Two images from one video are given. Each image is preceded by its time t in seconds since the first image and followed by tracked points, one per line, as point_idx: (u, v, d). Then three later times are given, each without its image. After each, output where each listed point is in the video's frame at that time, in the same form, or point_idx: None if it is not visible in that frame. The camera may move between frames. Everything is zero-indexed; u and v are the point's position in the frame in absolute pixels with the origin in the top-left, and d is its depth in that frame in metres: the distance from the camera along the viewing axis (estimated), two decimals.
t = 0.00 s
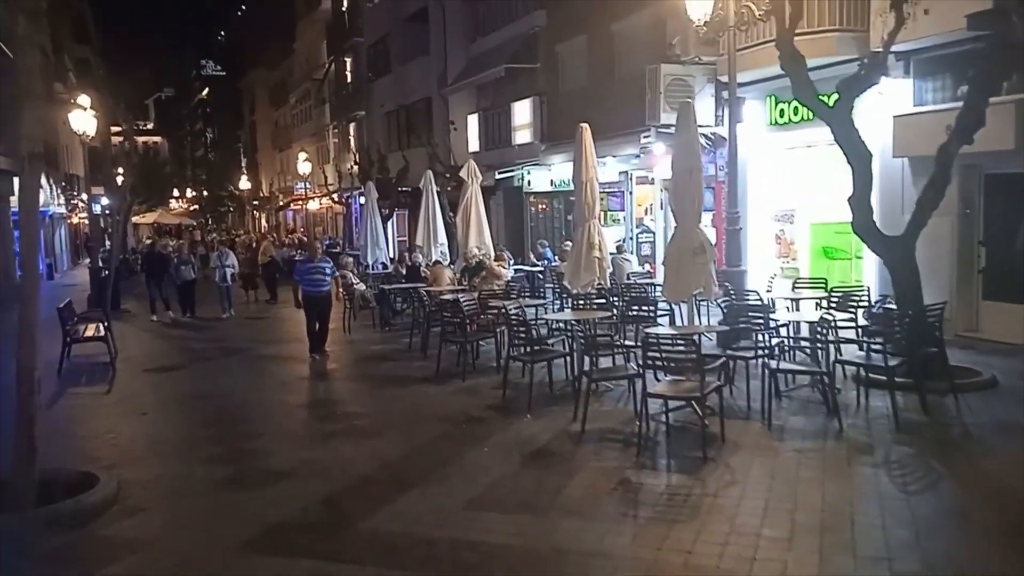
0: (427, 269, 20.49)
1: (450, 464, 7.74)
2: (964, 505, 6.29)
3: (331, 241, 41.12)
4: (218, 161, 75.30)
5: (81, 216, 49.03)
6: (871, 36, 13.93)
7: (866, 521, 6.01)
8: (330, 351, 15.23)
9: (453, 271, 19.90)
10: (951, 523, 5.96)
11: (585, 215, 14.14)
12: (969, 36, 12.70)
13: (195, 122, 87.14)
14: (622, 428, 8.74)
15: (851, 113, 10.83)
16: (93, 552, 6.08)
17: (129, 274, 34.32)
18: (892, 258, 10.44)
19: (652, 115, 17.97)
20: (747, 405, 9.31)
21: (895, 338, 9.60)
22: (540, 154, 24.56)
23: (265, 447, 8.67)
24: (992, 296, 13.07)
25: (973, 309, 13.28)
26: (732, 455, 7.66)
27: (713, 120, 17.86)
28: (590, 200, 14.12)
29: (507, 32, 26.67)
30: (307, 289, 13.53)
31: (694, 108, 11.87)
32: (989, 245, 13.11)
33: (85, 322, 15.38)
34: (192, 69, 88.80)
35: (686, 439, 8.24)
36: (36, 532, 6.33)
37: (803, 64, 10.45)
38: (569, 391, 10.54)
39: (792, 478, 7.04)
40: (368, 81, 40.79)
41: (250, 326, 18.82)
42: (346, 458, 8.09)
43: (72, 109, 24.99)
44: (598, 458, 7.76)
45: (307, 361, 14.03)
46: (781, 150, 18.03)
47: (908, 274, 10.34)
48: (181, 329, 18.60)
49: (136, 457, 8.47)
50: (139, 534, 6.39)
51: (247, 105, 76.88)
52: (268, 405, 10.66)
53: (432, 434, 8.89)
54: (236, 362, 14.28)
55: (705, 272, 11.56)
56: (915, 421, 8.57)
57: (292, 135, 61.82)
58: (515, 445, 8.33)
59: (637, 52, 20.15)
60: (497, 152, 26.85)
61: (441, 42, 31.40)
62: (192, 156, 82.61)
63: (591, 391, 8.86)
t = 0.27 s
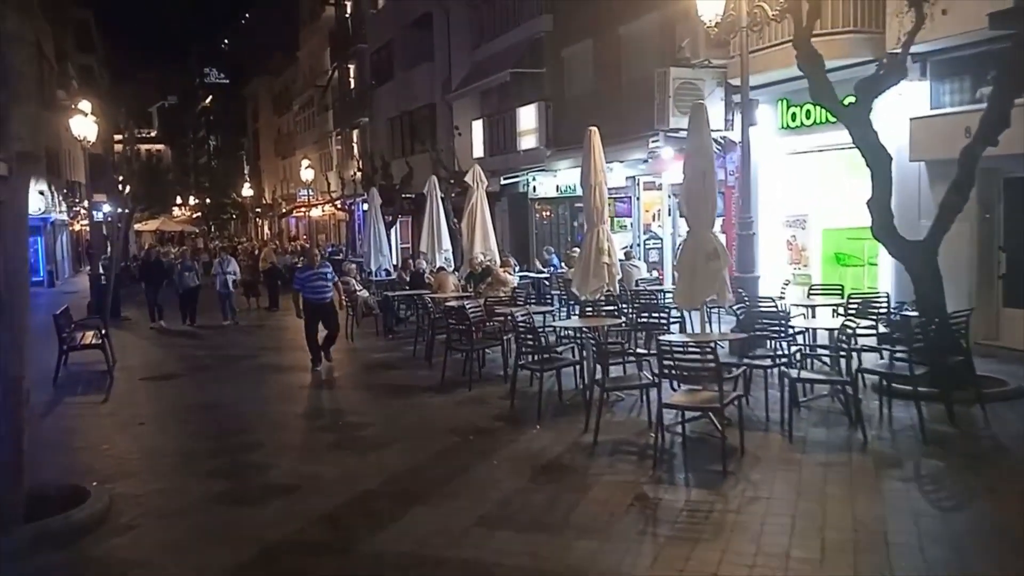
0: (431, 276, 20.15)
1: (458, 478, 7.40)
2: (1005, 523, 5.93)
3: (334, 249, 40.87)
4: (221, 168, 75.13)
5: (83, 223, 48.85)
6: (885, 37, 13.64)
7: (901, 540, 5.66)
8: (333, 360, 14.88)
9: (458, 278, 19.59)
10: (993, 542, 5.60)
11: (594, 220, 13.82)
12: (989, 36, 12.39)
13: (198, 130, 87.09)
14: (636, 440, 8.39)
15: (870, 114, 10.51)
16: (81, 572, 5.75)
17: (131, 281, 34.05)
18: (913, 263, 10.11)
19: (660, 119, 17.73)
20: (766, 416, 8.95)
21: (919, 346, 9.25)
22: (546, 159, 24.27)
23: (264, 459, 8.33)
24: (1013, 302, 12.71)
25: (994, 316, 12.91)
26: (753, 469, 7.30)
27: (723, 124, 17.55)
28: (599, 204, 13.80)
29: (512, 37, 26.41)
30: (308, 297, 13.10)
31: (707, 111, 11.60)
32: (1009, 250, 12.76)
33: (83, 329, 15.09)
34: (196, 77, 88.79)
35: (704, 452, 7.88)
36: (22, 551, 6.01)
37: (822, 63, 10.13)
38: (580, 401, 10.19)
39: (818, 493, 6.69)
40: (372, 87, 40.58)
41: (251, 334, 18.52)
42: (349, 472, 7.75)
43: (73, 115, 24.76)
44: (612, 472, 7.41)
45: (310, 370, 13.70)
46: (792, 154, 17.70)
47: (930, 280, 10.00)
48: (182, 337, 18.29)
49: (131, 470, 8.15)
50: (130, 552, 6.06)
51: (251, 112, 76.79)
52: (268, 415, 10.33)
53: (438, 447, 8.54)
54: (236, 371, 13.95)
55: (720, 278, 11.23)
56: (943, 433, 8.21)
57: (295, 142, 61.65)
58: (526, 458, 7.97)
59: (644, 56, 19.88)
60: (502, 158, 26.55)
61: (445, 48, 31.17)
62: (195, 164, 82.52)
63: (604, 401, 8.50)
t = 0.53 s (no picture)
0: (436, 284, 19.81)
1: (469, 499, 7.06)
2: None
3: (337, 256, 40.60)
4: (224, 175, 74.95)
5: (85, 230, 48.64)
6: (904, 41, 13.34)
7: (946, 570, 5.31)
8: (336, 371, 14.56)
9: (464, 286, 19.29)
10: None
11: (604, 227, 13.48)
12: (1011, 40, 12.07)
13: (201, 137, 87.04)
14: (655, 457, 8.05)
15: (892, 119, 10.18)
16: None
17: (132, 289, 33.77)
18: (938, 274, 9.79)
19: (670, 125, 17.38)
20: (788, 432, 8.61)
21: (946, 360, 8.91)
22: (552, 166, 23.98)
23: (266, 477, 8.01)
24: None
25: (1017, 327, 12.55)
26: (780, 490, 6.96)
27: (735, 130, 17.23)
28: (609, 212, 13.48)
29: (517, 43, 26.13)
30: (313, 306, 12.71)
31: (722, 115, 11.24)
32: None
33: (81, 339, 14.78)
34: (199, 84, 88.69)
35: (726, 470, 7.56)
36: None
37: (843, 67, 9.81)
38: (592, 415, 9.85)
39: (850, 516, 6.34)
40: (376, 95, 40.38)
41: (253, 344, 18.21)
42: (355, 491, 7.42)
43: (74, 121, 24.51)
44: (631, 493, 7.07)
45: (312, 382, 13.37)
46: (805, 161, 17.35)
47: (955, 291, 9.67)
48: (182, 346, 17.96)
49: (126, 489, 7.82)
50: None
51: (254, 120, 76.68)
52: (271, 429, 10.00)
53: (446, 463, 8.21)
54: (237, 382, 13.63)
55: (735, 288, 10.88)
56: (975, 451, 7.88)
57: (298, 149, 61.48)
58: (539, 477, 7.64)
59: (653, 61, 19.60)
60: (508, 165, 26.26)
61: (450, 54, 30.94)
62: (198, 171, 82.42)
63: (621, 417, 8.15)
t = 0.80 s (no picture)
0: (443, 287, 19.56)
1: (484, 511, 6.79)
2: None
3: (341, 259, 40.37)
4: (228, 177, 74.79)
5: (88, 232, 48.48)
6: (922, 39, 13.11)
7: None
8: (343, 376, 14.30)
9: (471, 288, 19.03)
10: None
11: (616, 228, 13.21)
12: None
13: (205, 139, 86.93)
14: (675, 467, 7.79)
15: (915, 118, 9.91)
16: None
17: (135, 292, 33.55)
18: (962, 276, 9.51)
19: (681, 125, 17.18)
20: (811, 439, 8.34)
21: (974, 365, 8.63)
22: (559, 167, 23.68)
23: (272, 486, 7.76)
24: None
25: None
26: (808, 502, 6.69)
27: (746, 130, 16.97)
28: (621, 213, 13.22)
29: (524, 43, 25.89)
30: (324, 311, 12.41)
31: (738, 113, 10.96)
32: None
33: (83, 343, 14.54)
34: (202, 86, 88.57)
35: (750, 481, 7.28)
36: None
37: (865, 64, 9.55)
38: (607, 422, 9.58)
39: (884, 530, 6.07)
40: (380, 96, 40.15)
41: (257, 347, 17.96)
42: (365, 502, 7.15)
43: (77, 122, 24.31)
44: (653, 504, 6.80)
45: (318, 387, 13.12)
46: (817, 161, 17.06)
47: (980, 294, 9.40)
48: (186, 350, 17.73)
49: (128, 499, 7.57)
50: None
51: (257, 122, 76.53)
52: (276, 436, 9.74)
53: (458, 472, 7.95)
54: (241, 386, 13.37)
55: (752, 290, 10.62)
56: (1006, 459, 7.62)
57: (302, 151, 61.28)
58: (555, 487, 7.37)
59: (663, 61, 19.34)
60: (514, 167, 26.01)
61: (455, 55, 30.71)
62: (201, 173, 82.29)
63: (639, 425, 7.88)
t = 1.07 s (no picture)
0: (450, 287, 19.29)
1: (504, 521, 6.50)
2: None
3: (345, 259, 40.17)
4: (230, 176, 74.51)
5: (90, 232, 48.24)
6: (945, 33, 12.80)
7: None
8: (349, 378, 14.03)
9: (479, 288, 18.79)
10: None
11: (630, 228, 12.94)
12: None
13: (206, 138, 86.68)
14: (700, 475, 7.51)
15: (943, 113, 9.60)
16: None
17: (137, 291, 33.29)
18: (993, 275, 9.21)
19: (693, 122, 16.90)
20: (840, 445, 8.06)
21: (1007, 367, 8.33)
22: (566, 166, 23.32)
23: (282, 494, 7.48)
24: None
25: None
26: (843, 513, 6.41)
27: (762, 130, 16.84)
28: (636, 212, 12.94)
29: (530, 40, 25.58)
30: (339, 310, 12.04)
31: (759, 109, 10.68)
32: None
33: (85, 344, 14.27)
34: (204, 85, 88.26)
35: (780, 490, 7.00)
36: None
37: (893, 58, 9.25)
38: (626, 426, 9.31)
39: (928, 543, 5.78)
40: (384, 94, 39.89)
41: (262, 348, 17.70)
42: (380, 511, 6.87)
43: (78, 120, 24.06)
44: (681, 515, 6.52)
45: (325, 389, 12.86)
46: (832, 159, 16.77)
47: (1011, 295, 9.11)
48: (189, 351, 17.45)
49: (132, 507, 7.29)
50: None
51: (259, 121, 76.28)
52: (284, 441, 9.46)
53: (474, 479, 7.67)
54: (246, 389, 13.10)
55: (773, 291, 10.33)
56: None
57: (304, 150, 61.04)
58: (576, 496, 7.09)
59: (674, 58, 19.07)
60: (520, 165, 25.72)
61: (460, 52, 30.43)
62: (203, 172, 82.02)
63: (663, 432, 7.60)
